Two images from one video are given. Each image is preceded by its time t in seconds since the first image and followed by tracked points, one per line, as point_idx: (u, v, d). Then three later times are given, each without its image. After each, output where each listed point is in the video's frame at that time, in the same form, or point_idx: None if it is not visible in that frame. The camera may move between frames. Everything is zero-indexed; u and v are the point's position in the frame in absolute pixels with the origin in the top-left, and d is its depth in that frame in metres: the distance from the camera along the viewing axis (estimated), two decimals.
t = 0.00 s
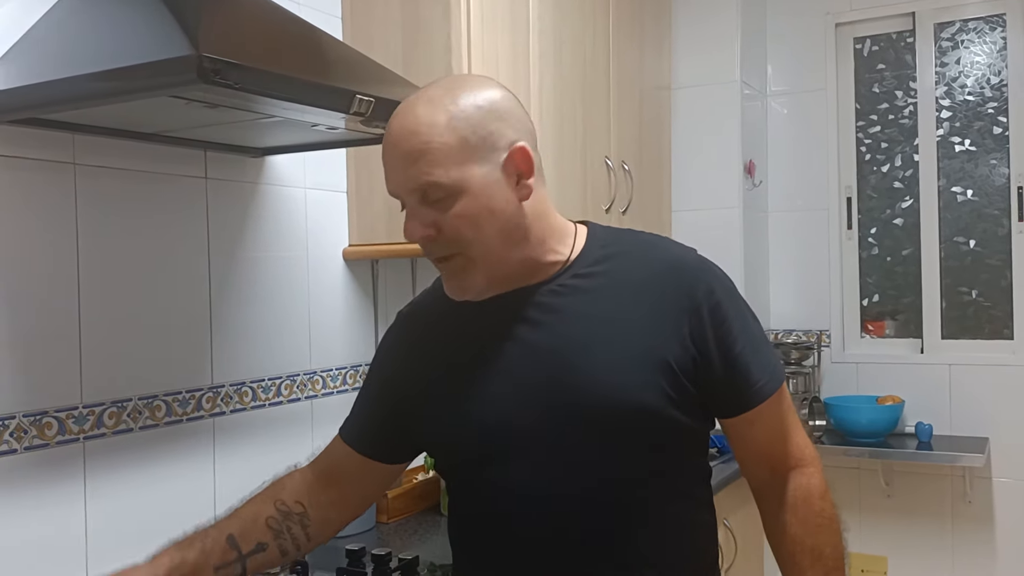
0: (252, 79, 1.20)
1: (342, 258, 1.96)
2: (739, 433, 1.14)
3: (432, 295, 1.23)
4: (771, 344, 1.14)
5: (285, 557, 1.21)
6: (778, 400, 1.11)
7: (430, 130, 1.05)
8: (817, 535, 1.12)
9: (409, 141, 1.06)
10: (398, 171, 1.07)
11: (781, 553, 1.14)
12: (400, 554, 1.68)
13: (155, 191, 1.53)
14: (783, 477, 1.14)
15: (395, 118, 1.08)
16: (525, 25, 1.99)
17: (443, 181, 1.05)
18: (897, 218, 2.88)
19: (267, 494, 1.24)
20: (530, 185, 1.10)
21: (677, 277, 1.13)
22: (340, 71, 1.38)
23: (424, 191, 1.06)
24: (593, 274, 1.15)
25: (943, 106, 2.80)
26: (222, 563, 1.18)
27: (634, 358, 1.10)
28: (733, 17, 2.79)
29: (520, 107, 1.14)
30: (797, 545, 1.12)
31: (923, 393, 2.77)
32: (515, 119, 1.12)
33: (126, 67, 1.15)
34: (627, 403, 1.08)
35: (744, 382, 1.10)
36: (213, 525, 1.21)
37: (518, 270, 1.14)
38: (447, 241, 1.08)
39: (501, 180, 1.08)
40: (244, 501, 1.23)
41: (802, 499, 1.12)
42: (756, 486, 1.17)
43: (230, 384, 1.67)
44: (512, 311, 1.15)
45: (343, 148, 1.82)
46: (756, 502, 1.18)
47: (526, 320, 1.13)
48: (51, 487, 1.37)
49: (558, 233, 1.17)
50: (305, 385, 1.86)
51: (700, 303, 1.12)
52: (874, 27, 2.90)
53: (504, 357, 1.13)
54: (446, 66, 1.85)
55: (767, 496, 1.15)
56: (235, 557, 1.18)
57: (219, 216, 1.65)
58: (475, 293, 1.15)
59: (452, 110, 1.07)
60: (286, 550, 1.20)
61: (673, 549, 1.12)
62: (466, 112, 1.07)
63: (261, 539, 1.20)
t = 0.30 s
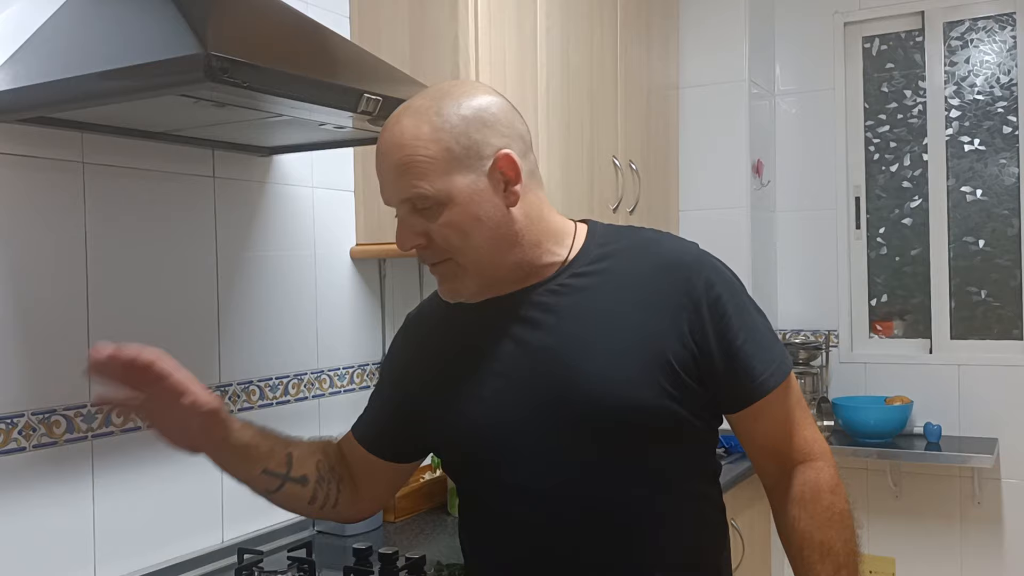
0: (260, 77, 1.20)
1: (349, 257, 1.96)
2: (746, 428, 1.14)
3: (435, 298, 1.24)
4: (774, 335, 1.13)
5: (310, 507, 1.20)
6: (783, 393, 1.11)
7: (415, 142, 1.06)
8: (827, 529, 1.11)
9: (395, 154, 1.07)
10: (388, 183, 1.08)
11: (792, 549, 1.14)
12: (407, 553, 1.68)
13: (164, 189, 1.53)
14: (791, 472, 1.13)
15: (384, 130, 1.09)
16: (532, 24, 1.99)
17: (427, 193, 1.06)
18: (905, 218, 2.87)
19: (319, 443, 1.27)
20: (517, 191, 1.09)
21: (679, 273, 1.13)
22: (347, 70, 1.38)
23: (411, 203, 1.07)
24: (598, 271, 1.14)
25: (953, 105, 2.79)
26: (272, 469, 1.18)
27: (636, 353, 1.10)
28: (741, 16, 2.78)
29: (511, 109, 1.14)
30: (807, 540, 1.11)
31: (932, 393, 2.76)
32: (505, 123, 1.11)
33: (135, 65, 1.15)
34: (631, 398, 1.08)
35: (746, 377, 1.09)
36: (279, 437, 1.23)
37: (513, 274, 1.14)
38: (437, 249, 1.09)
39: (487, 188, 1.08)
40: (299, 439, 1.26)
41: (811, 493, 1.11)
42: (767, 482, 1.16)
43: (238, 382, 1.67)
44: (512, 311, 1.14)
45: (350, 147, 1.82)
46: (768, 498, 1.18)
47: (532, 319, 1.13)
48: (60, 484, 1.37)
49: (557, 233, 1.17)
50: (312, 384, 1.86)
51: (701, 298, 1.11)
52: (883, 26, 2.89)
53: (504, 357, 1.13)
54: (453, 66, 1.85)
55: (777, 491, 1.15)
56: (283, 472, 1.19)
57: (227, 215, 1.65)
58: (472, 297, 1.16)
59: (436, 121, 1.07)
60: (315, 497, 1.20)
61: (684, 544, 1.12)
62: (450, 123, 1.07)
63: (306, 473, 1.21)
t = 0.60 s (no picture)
0: (264, 76, 1.20)
1: (354, 256, 1.96)
2: (750, 425, 1.14)
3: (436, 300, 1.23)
4: (775, 331, 1.13)
5: (329, 499, 1.20)
6: (786, 390, 1.11)
7: (414, 143, 1.06)
8: (832, 524, 1.11)
9: (394, 155, 1.06)
10: (387, 186, 1.08)
11: (797, 545, 1.13)
12: (411, 552, 1.68)
13: (169, 188, 1.54)
14: (795, 467, 1.13)
15: (383, 132, 1.09)
16: (537, 23, 1.99)
17: (428, 194, 1.05)
18: (911, 217, 2.86)
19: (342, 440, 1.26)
20: (517, 191, 1.09)
21: (680, 270, 1.13)
22: (351, 69, 1.38)
23: (411, 204, 1.07)
24: (599, 269, 1.14)
25: (959, 103, 2.78)
26: (302, 455, 1.17)
27: (639, 351, 1.09)
28: (747, 14, 2.78)
29: (510, 110, 1.14)
30: (812, 535, 1.11)
31: (938, 393, 2.75)
32: (505, 124, 1.12)
33: (139, 64, 1.15)
34: (633, 396, 1.08)
35: (748, 374, 1.09)
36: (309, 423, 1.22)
37: (513, 275, 1.14)
38: (437, 250, 1.09)
39: (486, 188, 1.08)
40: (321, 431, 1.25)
41: (814, 488, 1.11)
42: (772, 478, 1.16)
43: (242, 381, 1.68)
44: (513, 311, 1.14)
45: (354, 147, 1.82)
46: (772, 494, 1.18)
47: (534, 318, 1.13)
48: (66, 482, 1.38)
49: (558, 232, 1.17)
50: (317, 383, 1.86)
51: (703, 295, 1.11)
52: (889, 24, 2.88)
53: (506, 357, 1.13)
54: (458, 65, 1.85)
55: (781, 486, 1.15)
56: (313, 459, 1.18)
57: (232, 214, 1.66)
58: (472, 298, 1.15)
59: (435, 122, 1.07)
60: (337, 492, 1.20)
61: (688, 544, 1.11)
62: (450, 124, 1.07)
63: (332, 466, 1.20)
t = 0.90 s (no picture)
0: (265, 76, 1.20)
1: (356, 256, 1.96)
2: (752, 426, 1.13)
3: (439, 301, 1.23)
4: (778, 332, 1.13)
5: (328, 537, 1.21)
6: (789, 390, 1.10)
7: (419, 145, 1.06)
8: (836, 523, 1.11)
9: (398, 156, 1.06)
10: (391, 188, 1.08)
11: (801, 545, 1.13)
12: (413, 552, 1.68)
13: (171, 188, 1.54)
14: (798, 467, 1.13)
15: (387, 133, 1.09)
16: (540, 25, 1.98)
17: (432, 195, 1.05)
18: (915, 217, 2.86)
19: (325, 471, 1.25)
20: (522, 192, 1.09)
21: (683, 271, 1.13)
22: (353, 69, 1.38)
23: (416, 206, 1.07)
24: (602, 269, 1.14)
25: (963, 103, 2.77)
26: (288, 516, 1.17)
27: (642, 352, 1.09)
28: (749, 15, 2.77)
29: (513, 110, 1.14)
30: (816, 535, 1.11)
31: (941, 393, 2.75)
32: (509, 125, 1.11)
33: (142, 64, 1.15)
34: (637, 396, 1.08)
35: (752, 374, 1.09)
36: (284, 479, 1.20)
37: (517, 276, 1.14)
38: (441, 252, 1.09)
39: (492, 190, 1.08)
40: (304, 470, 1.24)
41: (818, 488, 1.11)
42: (774, 479, 1.16)
43: (244, 381, 1.68)
44: (517, 312, 1.14)
45: (357, 147, 1.82)
46: (774, 495, 1.17)
47: (536, 319, 1.13)
48: (68, 482, 1.38)
49: (562, 232, 1.17)
50: (320, 383, 1.87)
51: (706, 295, 1.11)
52: (892, 24, 2.88)
53: (509, 359, 1.13)
54: (460, 66, 1.85)
55: (784, 487, 1.15)
56: (297, 516, 1.18)
57: (234, 214, 1.66)
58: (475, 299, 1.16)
59: (440, 123, 1.07)
60: (334, 529, 1.21)
61: (689, 546, 1.11)
62: (454, 125, 1.08)
63: (321, 509, 1.20)
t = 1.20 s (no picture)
0: (268, 75, 1.20)
1: (360, 256, 1.96)
2: (755, 424, 1.13)
3: (443, 300, 1.23)
4: (783, 332, 1.13)
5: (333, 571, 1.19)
6: (793, 389, 1.10)
7: (426, 142, 1.05)
8: (837, 522, 1.10)
9: (405, 153, 1.05)
10: (398, 185, 1.07)
11: (802, 544, 1.13)
12: (416, 552, 1.68)
13: (174, 188, 1.54)
14: (800, 466, 1.13)
15: (393, 129, 1.08)
16: (543, 25, 1.98)
17: (440, 193, 1.05)
18: (919, 216, 2.85)
19: (314, 506, 1.22)
20: (530, 190, 1.09)
21: (687, 270, 1.13)
22: (356, 68, 1.38)
23: (423, 204, 1.06)
24: (606, 269, 1.14)
25: (967, 102, 2.77)
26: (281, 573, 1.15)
27: (646, 352, 1.09)
28: (752, 14, 2.77)
29: (519, 109, 1.14)
30: (817, 533, 1.11)
31: (946, 393, 2.74)
32: (515, 123, 1.11)
33: (145, 63, 1.15)
34: (641, 396, 1.08)
35: (758, 374, 1.09)
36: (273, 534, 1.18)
37: (523, 275, 1.13)
38: (449, 250, 1.08)
39: (499, 188, 1.07)
40: (293, 512, 1.21)
41: (819, 487, 1.11)
42: (775, 478, 1.16)
43: (248, 381, 1.68)
44: (521, 311, 1.14)
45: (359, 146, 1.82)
46: (775, 495, 1.17)
47: (539, 318, 1.13)
48: (71, 482, 1.38)
49: (567, 232, 1.17)
50: (323, 383, 1.87)
51: (711, 295, 1.11)
52: (897, 23, 2.87)
53: (515, 359, 1.13)
54: (463, 65, 1.85)
55: (785, 486, 1.14)
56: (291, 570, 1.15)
57: (238, 213, 1.66)
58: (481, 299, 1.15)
59: (447, 120, 1.07)
60: (336, 563, 1.19)
61: (694, 548, 1.11)
62: (462, 122, 1.07)
63: (316, 551, 1.17)
